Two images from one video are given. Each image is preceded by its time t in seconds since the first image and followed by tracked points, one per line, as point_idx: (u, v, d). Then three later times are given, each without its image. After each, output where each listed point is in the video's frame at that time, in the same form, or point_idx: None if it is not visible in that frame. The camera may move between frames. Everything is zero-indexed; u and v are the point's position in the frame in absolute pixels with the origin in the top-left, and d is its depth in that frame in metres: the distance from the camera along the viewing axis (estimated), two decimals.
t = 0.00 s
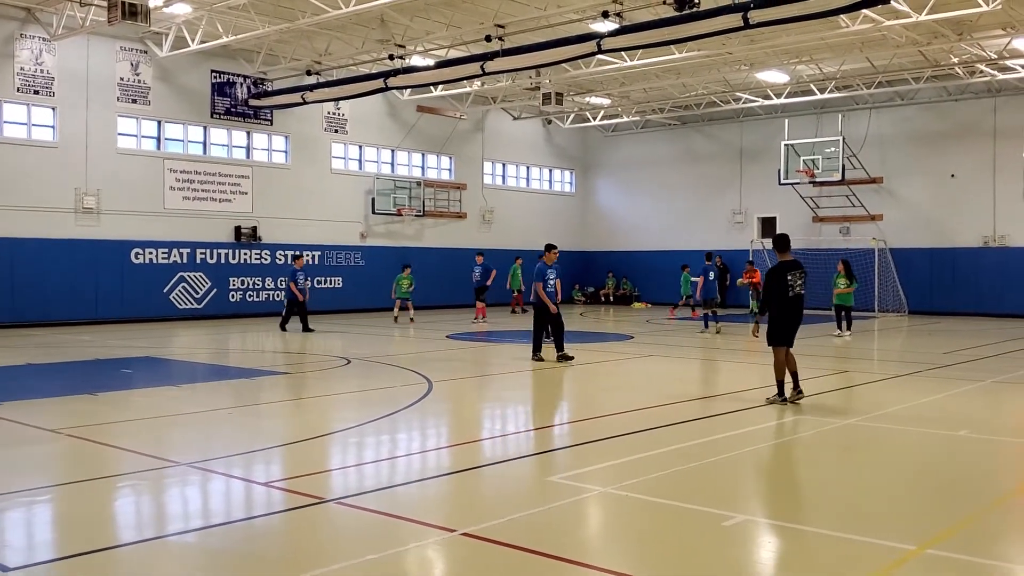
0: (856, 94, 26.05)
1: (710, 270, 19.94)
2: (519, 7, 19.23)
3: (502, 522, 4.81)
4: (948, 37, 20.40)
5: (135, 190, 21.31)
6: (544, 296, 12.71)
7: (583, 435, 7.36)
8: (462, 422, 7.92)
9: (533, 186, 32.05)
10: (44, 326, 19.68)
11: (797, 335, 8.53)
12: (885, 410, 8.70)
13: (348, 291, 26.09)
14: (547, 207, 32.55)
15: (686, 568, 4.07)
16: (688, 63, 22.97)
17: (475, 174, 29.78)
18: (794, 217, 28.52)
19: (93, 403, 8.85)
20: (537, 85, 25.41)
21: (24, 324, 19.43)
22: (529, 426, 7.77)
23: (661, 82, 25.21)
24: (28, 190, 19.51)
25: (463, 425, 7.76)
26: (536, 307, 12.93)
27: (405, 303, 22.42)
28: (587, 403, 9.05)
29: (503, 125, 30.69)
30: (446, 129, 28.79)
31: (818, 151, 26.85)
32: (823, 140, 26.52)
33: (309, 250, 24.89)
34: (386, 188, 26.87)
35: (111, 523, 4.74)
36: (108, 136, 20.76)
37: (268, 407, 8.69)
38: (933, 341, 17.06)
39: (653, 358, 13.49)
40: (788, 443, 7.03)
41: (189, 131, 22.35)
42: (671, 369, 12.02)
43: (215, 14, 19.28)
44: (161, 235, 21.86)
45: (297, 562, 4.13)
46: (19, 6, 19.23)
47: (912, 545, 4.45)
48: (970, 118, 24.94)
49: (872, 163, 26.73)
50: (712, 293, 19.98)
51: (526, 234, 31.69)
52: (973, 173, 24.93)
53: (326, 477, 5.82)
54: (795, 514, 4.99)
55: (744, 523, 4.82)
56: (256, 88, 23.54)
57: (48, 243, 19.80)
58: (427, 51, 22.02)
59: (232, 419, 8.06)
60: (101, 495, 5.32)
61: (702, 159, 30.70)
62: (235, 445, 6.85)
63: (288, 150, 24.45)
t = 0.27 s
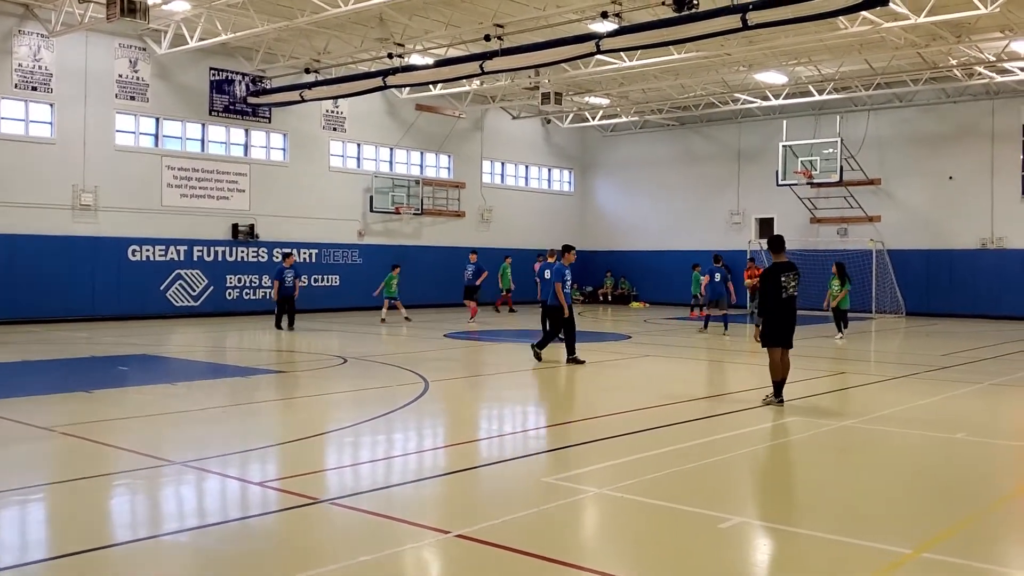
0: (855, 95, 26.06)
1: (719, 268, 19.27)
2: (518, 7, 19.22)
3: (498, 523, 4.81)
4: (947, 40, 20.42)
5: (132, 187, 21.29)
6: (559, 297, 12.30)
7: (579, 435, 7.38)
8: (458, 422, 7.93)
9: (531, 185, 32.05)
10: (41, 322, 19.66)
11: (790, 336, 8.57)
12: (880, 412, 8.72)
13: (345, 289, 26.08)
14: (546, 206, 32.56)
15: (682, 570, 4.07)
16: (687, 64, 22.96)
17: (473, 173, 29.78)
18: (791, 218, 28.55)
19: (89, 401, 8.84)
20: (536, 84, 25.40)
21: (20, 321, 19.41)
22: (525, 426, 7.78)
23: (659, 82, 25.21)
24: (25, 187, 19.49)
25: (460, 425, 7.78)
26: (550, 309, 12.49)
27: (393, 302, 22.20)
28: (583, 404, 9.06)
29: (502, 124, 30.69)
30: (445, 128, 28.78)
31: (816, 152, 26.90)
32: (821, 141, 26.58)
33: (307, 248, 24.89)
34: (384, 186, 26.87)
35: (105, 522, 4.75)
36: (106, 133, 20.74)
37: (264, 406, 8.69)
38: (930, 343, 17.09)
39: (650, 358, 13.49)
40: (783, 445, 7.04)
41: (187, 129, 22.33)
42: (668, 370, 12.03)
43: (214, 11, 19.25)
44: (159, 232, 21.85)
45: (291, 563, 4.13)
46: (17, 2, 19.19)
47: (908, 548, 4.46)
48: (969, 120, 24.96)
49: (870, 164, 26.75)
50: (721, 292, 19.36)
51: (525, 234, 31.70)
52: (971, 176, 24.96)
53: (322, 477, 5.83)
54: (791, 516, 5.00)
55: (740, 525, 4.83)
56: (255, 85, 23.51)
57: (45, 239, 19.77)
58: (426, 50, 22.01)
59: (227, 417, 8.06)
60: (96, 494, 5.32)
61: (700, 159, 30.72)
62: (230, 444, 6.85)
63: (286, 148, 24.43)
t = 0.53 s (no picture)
0: (855, 99, 26.05)
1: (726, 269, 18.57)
2: (518, 8, 19.20)
3: (496, 524, 4.78)
4: (948, 43, 20.42)
5: (131, 188, 21.26)
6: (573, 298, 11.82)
7: (577, 438, 7.34)
8: (456, 424, 7.89)
9: (531, 188, 32.04)
10: (39, 323, 19.61)
11: (788, 339, 8.53)
12: (878, 416, 8.70)
13: (344, 291, 26.03)
14: (545, 209, 32.53)
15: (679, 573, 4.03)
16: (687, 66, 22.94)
17: (473, 175, 29.76)
18: (791, 221, 28.54)
19: (86, 401, 8.81)
20: (536, 86, 25.39)
21: (18, 322, 19.35)
22: (524, 429, 7.74)
23: (659, 85, 25.21)
24: (25, 187, 19.46)
25: (458, 427, 7.74)
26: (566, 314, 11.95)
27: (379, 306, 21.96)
28: (581, 406, 9.02)
29: (502, 127, 30.69)
30: (445, 130, 28.76)
31: (816, 156, 26.91)
32: (821, 145, 26.58)
33: (306, 250, 24.86)
34: (383, 188, 26.86)
35: (102, 521, 4.71)
36: (105, 133, 20.72)
37: (261, 407, 8.65)
38: (929, 347, 17.06)
39: (648, 361, 13.46)
40: (780, 449, 7.01)
41: (187, 130, 22.31)
42: (666, 373, 12.00)
43: (214, 12, 19.24)
44: (158, 233, 21.82)
45: (290, 562, 4.10)
46: (17, 2, 19.18)
47: (907, 552, 4.43)
48: (969, 124, 24.95)
49: (870, 168, 26.75)
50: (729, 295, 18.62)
51: (524, 236, 31.67)
52: (971, 180, 24.95)
53: (320, 478, 5.80)
54: (787, 520, 4.97)
55: (737, 528, 4.80)
56: (255, 87, 23.49)
57: (44, 240, 19.74)
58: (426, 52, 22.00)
59: (225, 418, 8.02)
60: (93, 493, 5.29)
61: (700, 163, 30.71)
62: (227, 445, 6.81)
63: (285, 149, 24.40)
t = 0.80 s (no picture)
0: (854, 99, 26.09)
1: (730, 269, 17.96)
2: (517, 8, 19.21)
3: (495, 524, 4.81)
4: (947, 43, 20.44)
5: (130, 187, 21.26)
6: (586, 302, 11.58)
7: (576, 437, 7.36)
8: (454, 423, 7.91)
9: (530, 188, 32.06)
10: (39, 322, 19.61)
11: (787, 339, 8.53)
12: (876, 416, 8.73)
13: (342, 291, 26.04)
14: (544, 209, 32.55)
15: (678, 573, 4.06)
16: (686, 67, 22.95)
17: (472, 175, 29.77)
18: (789, 221, 28.57)
19: (85, 400, 8.82)
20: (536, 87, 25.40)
21: (17, 321, 19.36)
22: (522, 428, 7.76)
23: (659, 86, 25.23)
24: (24, 186, 19.45)
25: (456, 426, 7.76)
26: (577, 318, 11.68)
27: (365, 305, 21.82)
28: (580, 406, 9.03)
29: (501, 126, 30.70)
30: (444, 130, 28.77)
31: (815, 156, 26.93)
32: (820, 145, 26.60)
33: (305, 249, 24.87)
34: (382, 188, 26.88)
35: (100, 520, 4.72)
36: (105, 132, 20.72)
37: (260, 406, 8.66)
38: (928, 348, 17.07)
39: (647, 361, 13.48)
40: (778, 449, 7.03)
41: (186, 129, 22.32)
42: (665, 373, 12.02)
43: (214, 11, 19.25)
44: (157, 233, 21.82)
45: (288, 561, 4.11)
46: (17, 1, 19.17)
47: (905, 552, 4.46)
48: (967, 124, 24.99)
49: (869, 168, 26.79)
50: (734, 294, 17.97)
51: (522, 236, 31.68)
52: (969, 180, 24.99)
53: (318, 477, 5.81)
54: (785, 519, 4.99)
55: (736, 528, 4.82)
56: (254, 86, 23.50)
57: (43, 239, 19.74)
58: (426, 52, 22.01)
59: (224, 418, 8.03)
60: (93, 491, 5.30)
61: (699, 163, 30.74)
62: (227, 443, 6.83)
63: (284, 149, 24.42)
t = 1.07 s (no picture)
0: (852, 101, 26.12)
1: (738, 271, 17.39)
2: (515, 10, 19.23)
3: (493, 526, 4.82)
4: (945, 45, 20.48)
5: (129, 188, 21.24)
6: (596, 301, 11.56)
7: (574, 439, 7.37)
8: (452, 425, 7.93)
9: (528, 189, 32.09)
10: (37, 322, 19.60)
11: (786, 341, 8.56)
12: (874, 418, 8.74)
13: (341, 292, 26.05)
14: (542, 210, 32.57)
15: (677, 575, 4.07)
16: (684, 68, 22.97)
17: (470, 176, 29.79)
18: (787, 223, 28.61)
19: (83, 401, 8.83)
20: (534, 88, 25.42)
21: (15, 321, 19.34)
22: (520, 430, 7.77)
23: (657, 87, 25.25)
24: (22, 187, 19.44)
25: (454, 428, 7.77)
26: (584, 319, 11.61)
27: (354, 305, 21.56)
28: (578, 407, 9.04)
29: (499, 127, 30.72)
30: (442, 131, 28.79)
31: (813, 157, 26.98)
32: (818, 146, 26.65)
33: (304, 250, 24.87)
34: (381, 189, 26.89)
35: (98, 522, 4.73)
36: (103, 133, 20.71)
37: (259, 407, 8.67)
38: (926, 349, 17.09)
39: (645, 362, 13.49)
40: (777, 451, 7.05)
41: (185, 130, 22.32)
42: (663, 374, 12.03)
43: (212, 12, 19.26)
44: (156, 233, 21.81)
45: (287, 563, 4.13)
46: (16, 2, 19.16)
47: (904, 554, 4.47)
48: (965, 126, 25.02)
49: (867, 170, 26.83)
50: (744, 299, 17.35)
51: (521, 237, 31.70)
52: (967, 182, 25.02)
53: (316, 478, 5.82)
54: (784, 522, 5.00)
55: (735, 530, 4.83)
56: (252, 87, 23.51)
57: (41, 239, 19.72)
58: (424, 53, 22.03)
59: (223, 419, 8.04)
60: (91, 493, 5.30)
61: (697, 164, 30.77)
62: (225, 445, 6.83)
63: (283, 150, 24.43)
